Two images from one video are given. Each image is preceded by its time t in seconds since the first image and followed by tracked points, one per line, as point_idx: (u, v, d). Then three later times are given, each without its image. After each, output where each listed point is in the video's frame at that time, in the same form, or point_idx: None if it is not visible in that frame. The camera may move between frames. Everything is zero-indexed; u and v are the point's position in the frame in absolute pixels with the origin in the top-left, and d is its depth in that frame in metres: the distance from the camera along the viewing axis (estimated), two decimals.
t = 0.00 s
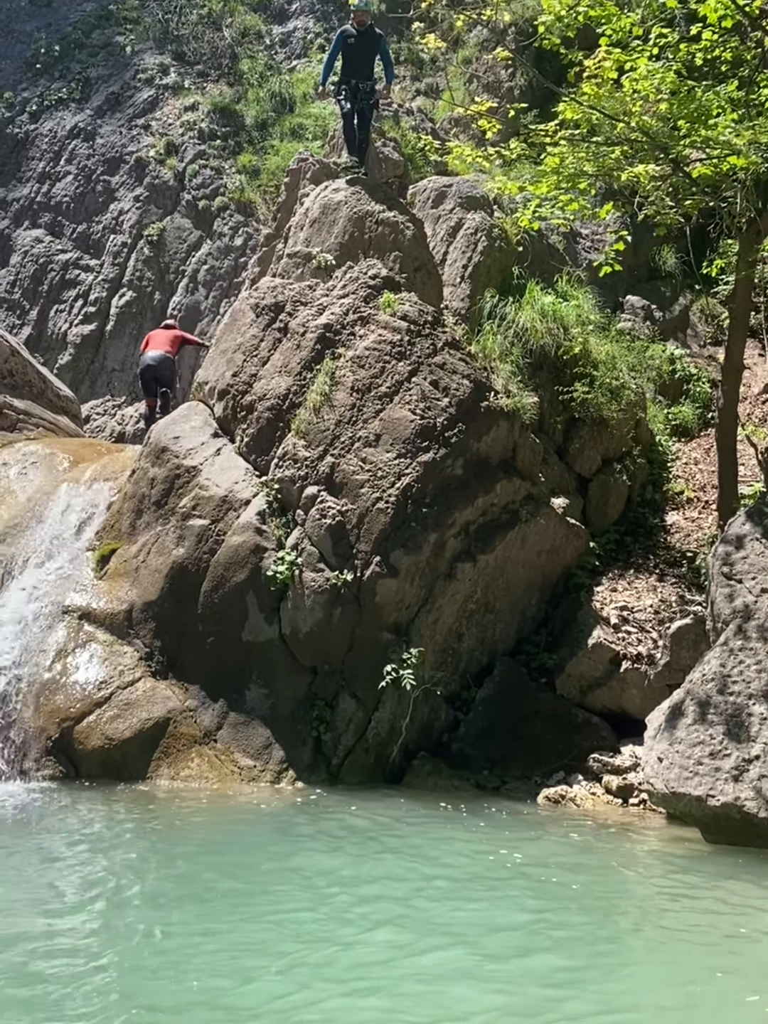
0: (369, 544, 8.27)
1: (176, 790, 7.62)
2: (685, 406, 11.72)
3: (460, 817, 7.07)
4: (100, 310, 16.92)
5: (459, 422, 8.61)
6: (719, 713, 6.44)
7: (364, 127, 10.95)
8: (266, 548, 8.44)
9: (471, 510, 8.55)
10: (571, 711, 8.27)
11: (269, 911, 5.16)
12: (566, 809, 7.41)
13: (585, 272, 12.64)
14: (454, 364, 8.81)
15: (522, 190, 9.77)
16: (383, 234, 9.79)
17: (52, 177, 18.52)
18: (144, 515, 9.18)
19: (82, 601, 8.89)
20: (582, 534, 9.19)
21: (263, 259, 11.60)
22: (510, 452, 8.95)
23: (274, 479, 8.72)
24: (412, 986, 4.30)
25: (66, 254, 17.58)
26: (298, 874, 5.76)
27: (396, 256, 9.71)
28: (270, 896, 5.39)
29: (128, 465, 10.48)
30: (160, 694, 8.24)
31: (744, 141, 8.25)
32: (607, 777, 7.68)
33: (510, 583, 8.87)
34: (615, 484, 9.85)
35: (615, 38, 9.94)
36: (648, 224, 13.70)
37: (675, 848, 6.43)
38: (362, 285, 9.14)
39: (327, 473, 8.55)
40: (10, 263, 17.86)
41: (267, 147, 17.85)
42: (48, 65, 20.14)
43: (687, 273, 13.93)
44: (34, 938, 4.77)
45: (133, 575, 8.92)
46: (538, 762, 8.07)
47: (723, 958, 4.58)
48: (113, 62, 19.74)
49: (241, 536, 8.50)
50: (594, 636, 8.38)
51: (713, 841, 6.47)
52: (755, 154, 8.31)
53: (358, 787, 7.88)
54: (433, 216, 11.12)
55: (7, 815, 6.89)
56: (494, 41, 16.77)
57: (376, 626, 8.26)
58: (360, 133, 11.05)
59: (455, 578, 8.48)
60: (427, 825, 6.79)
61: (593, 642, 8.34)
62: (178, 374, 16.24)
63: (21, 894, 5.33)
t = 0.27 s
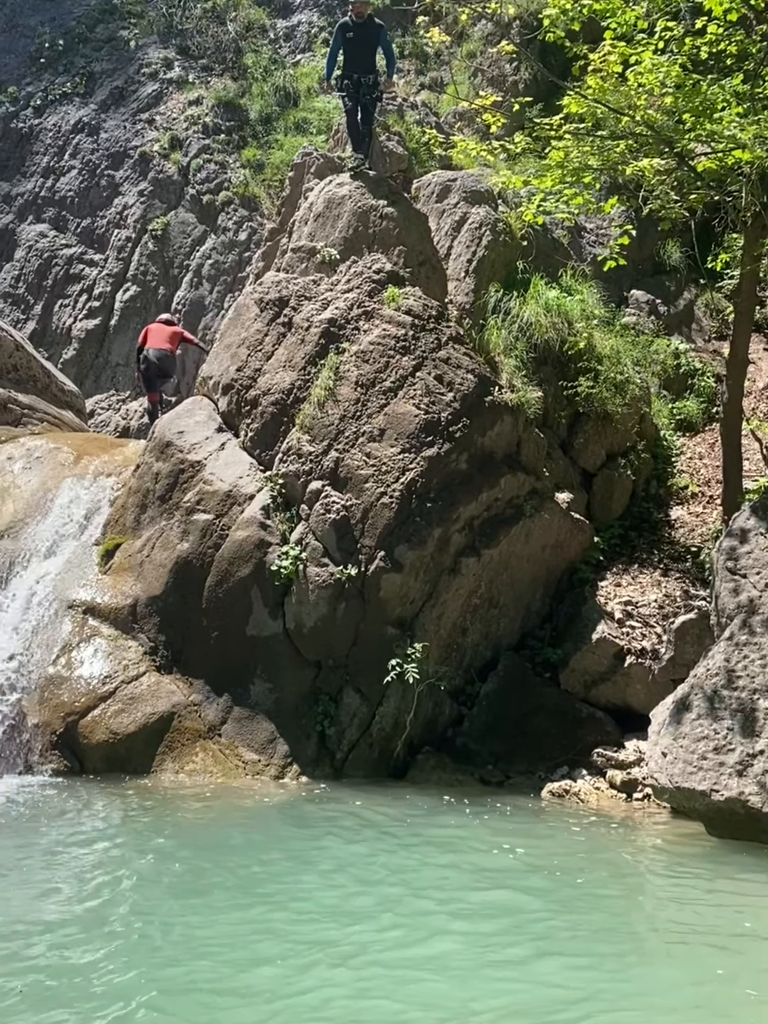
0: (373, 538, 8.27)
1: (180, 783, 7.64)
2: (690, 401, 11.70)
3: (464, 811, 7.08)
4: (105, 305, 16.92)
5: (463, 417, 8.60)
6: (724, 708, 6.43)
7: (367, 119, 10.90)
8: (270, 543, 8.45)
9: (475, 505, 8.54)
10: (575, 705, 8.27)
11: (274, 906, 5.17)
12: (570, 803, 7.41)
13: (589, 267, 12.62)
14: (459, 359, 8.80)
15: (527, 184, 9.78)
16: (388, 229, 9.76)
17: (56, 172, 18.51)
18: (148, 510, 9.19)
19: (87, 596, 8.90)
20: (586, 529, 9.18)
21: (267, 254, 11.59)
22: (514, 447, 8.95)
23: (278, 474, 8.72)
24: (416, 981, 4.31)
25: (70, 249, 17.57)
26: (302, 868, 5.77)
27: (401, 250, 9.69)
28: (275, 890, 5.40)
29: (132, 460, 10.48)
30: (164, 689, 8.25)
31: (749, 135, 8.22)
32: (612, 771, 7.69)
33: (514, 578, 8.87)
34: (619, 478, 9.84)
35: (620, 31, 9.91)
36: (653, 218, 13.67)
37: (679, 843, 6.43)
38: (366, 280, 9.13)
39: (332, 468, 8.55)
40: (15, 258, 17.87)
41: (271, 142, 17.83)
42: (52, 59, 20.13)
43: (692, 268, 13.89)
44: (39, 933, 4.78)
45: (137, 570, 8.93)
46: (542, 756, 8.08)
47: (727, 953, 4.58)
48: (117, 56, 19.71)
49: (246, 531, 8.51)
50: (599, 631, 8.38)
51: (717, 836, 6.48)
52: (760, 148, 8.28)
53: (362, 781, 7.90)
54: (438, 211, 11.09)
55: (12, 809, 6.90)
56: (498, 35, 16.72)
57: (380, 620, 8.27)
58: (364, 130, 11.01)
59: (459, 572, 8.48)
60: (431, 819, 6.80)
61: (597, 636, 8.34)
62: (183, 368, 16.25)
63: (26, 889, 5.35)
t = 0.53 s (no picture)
0: (379, 531, 8.27)
1: (186, 775, 7.66)
2: (697, 393, 11.68)
3: (470, 804, 7.09)
4: (111, 297, 16.92)
5: (469, 409, 8.59)
6: (731, 701, 6.42)
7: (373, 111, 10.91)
8: (276, 535, 8.45)
9: (481, 498, 8.54)
10: (581, 698, 8.28)
11: (280, 898, 5.18)
12: (576, 796, 7.42)
13: (596, 258, 12.59)
14: (465, 351, 8.79)
15: (533, 176, 9.76)
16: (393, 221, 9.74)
17: (62, 164, 18.50)
18: (154, 502, 9.19)
19: (93, 588, 8.91)
20: (592, 521, 9.17)
21: (273, 246, 11.58)
22: (520, 439, 8.93)
23: (284, 466, 8.72)
24: (422, 972, 4.32)
25: (77, 241, 17.57)
26: (308, 860, 5.79)
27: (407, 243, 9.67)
28: (281, 882, 5.41)
29: (138, 452, 10.49)
30: (171, 680, 8.27)
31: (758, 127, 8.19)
32: (617, 764, 7.69)
33: (520, 570, 8.87)
34: (625, 471, 9.82)
35: (627, 21, 9.86)
36: (660, 209, 13.63)
37: (685, 836, 6.43)
38: (372, 272, 9.11)
39: (337, 461, 8.55)
40: (21, 251, 17.88)
41: (277, 134, 17.80)
42: (58, 51, 20.11)
43: (699, 259, 13.85)
44: (46, 924, 4.80)
45: (143, 562, 8.93)
46: (548, 749, 8.08)
47: (733, 945, 4.58)
48: (123, 48, 19.69)
49: (252, 523, 8.51)
50: (605, 624, 8.37)
51: (723, 829, 6.49)
52: None
53: (368, 773, 7.91)
54: (444, 203, 11.06)
55: (19, 801, 6.92)
56: (505, 26, 16.66)
57: (386, 613, 8.28)
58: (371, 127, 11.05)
59: (465, 565, 8.49)
60: (437, 812, 6.81)
61: (603, 629, 8.33)
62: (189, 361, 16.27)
63: (33, 880, 5.36)
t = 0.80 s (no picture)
0: (387, 521, 8.29)
1: (194, 764, 7.69)
2: (705, 383, 11.64)
3: (477, 794, 7.11)
4: (119, 287, 16.92)
5: (477, 400, 8.57)
6: (738, 691, 6.42)
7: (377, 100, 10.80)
8: (284, 526, 8.47)
9: (489, 488, 8.54)
10: (588, 688, 8.28)
11: (289, 888, 5.20)
12: (583, 786, 7.43)
13: (604, 248, 12.55)
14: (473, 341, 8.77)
15: (542, 166, 9.73)
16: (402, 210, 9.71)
17: (70, 154, 18.49)
18: (162, 493, 9.20)
19: (102, 578, 8.93)
20: (600, 512, 9.17)
21: (280, 237, 11.57)
22: (528, 429, 8.92)
23: (292, 457, 8.73)
24: (430, 961, 4.33)
25: (84, 232, 17.58)
26: (316, 849, 5.81)
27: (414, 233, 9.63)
28: (289, 871, 5.43)
29: (146, 443, 10.50)
30: (179, 670, 8.30)
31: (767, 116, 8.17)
32: (625, 754, 7.69)
33: (528, 561, 8.87)
34: (633, 461, 9.81)
35: (637, 9, 9.81)
36: (669, 199, 13.58)
37: (692, 826, 6.44)
38: (380, 262, 9.10)
39: (345, 451, 8.56)
40: (29, 241, 17.89)
41: (285, 124, 17.76)
42: (65, 41, 20.08)
43: (708, 249, 13.80)
44: (57, 913, 4.82)
45: (151, 553, 8.95)
46: (555, 739, 8.09)
47: (740, 935, 4.59)
48: (130, 37, 19.66)
49: (260, 514, 8.53)
50: (612, 615, 8.38)
51: (730, 819, 6.47)
52: None
53: (376, 764, 7.93)
54: (452, 193, 11.02)
55: (29, 792, 6.95)
56: (514, 14, 16.59)
57: (393, 603, 8.29)
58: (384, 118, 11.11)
59: (472, 556, 8.49)
60: (444, 802, 6.83)
61: (611, 620, 8.33)
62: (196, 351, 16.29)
63: (43, 870, 5.38)
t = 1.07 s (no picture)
0: (395, 511, 8.29)
1: (203, 753, 7.71)
2: (715, 373, 11.60)
3: (485, 784, 7.12)
4: (127, 277, 16.93)
5: (486, 389, 8.55)
6: (747, 681, 6.40)
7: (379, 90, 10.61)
8: (293, 515, 8.47)
9: (497, 478, 8.53)
10: (597, 678, 8.28)
11: (298, 877, 5.21)
12: (592, 776, 7.44)
13: (614, 237, 12.50)
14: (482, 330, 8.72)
15: (551, 154, 9.68)
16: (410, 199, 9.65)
17: (78, 143, 18.47)
18: (171, 483, 9.20)
19: (111, 568, 8.93)
20: (609, 502, 9.15)
21: (289, 226, 11.55)
22: (537, 419, 8.88)
23: (300, 447, 8.73)
24: (439, 950, 4.34)
25: (93, 221, 17.57)
26: (325, 839, 5.82)
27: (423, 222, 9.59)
28: (297, 860, 5.45)
29: (155, 433, 10.50)
30: (188, 659, 8.32)
31: None
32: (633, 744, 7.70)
33: (536, 551, 8.87)
34: (642, 451, 9.78)
35: None
36: (679, 187, 13.51)
37: (701, 816, 6.43)
38: (389, 251, 9.06)
39: (354, 441, 8.55)
40: (38, 231, 17.89)
41: (293, 112, 17.71)
42: (74, 30, 20.05)
43: (718, 238, 13.74)
44: (67, 901, 4.84)
45: (160, 543, 8.95)
46: (564, 729, 8.11)
47: (749, 926, 4.59)
48: (139, 26, 19.61)
49: (269, 503, 8.54)
50: (621, 605, 8.37)
51: (739, 810, 6.49)
52: None
53: (384, 752, 7.96)
54: (461, 182, 10.98)
55: (39, 780, 6.98)
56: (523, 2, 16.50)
57: (402, 593, 8.30)
58: (384, 95, 11.23)
59: (481, 546, 8.50)
60: (453, 791, 6.84)
61: (619, 610, 8.33)
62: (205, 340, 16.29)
63: (54, 858, 5.40)
